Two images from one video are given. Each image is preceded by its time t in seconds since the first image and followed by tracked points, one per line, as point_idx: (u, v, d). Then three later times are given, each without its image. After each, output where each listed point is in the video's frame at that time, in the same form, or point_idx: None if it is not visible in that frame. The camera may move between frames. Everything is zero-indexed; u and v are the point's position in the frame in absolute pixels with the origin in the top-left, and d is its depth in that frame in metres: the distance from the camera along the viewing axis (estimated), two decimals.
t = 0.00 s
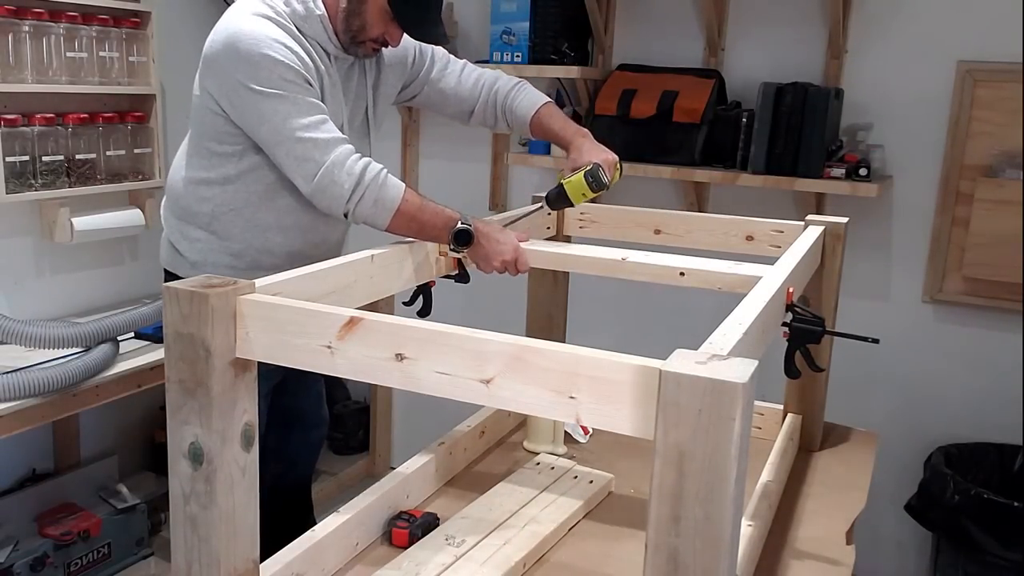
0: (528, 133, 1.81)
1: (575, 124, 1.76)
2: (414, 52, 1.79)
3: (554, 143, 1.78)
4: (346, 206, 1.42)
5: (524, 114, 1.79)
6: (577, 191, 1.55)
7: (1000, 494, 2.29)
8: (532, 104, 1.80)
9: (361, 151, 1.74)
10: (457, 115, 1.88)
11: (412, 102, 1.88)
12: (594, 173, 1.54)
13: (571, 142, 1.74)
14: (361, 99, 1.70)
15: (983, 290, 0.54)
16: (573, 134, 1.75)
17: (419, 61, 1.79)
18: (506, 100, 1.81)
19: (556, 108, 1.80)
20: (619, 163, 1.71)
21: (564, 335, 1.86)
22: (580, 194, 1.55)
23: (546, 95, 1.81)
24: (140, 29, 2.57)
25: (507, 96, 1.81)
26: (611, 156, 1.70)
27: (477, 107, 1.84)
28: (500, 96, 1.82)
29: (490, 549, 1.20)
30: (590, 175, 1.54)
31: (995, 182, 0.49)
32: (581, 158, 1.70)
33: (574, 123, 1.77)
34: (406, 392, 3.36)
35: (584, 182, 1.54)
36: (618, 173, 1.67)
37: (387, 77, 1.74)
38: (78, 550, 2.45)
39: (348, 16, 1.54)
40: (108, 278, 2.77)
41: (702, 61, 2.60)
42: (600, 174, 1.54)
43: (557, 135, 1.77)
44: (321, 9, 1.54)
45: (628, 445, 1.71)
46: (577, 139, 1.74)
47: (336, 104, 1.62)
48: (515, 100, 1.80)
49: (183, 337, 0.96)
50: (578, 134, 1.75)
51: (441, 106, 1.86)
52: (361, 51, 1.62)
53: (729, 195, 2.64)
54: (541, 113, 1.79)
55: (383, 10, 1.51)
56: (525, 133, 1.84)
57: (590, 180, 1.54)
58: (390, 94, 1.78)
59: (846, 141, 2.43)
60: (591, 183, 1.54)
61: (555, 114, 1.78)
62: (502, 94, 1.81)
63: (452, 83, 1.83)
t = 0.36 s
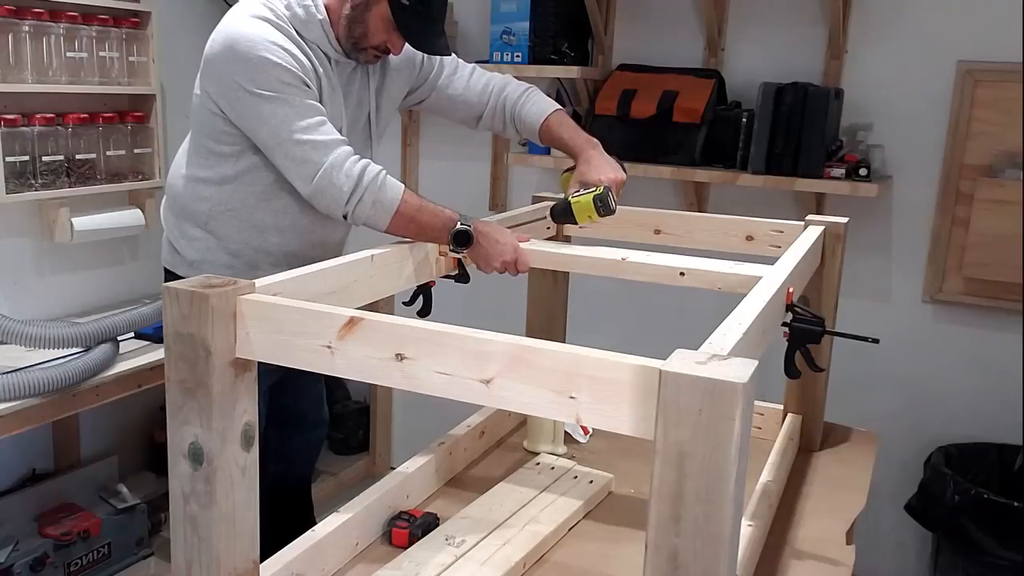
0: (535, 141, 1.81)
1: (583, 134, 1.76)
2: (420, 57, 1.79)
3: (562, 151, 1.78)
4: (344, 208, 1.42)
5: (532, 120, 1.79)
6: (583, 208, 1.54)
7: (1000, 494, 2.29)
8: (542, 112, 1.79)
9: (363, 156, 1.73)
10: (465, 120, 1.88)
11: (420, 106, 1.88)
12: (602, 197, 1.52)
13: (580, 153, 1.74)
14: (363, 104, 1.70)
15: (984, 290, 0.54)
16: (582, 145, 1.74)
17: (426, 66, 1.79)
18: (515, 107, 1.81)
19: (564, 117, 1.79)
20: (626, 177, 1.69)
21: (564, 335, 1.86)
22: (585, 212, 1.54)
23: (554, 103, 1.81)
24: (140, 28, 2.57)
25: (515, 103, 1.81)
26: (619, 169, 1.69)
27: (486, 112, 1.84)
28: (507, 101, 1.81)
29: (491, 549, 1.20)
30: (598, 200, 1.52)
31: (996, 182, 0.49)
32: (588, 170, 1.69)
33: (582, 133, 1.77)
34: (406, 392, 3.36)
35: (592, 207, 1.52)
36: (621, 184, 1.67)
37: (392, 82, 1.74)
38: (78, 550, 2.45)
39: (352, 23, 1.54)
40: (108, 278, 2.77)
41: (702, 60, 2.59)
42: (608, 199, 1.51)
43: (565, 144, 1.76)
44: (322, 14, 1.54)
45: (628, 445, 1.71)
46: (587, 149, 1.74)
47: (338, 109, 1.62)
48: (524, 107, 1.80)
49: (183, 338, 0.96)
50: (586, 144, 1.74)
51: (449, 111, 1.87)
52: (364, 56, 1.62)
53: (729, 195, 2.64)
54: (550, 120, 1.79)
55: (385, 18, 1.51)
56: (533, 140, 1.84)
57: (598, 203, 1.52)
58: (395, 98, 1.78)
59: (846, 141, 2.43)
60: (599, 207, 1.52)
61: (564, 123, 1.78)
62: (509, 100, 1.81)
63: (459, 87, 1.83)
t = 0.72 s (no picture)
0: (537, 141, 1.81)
1: (585, 135, 1.76)
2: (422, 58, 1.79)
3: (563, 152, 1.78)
4: (343, 209, 1.42)
5: (534, 121, 1.79)
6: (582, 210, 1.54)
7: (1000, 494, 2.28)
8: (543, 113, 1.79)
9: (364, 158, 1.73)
10: (468, 120, 1.88)
11: (422, 107, 1.89)
12: (601, 200, 1.52)
13: (580, 154, 1.73)
14: (365, 105, 1.70)
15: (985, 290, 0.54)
16: (583, 145, 1.74)
17: (429, 67, 1.80)
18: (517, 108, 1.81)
19: (566, 118, 1.79)
20: (626, 177, 1.68)
21: (564, 335, 1.86)
22: (584, 216, 1.54)
23: (556, 104, 1.81)
24: (140, 28, 2.57)
25: (517, 103, 1.81)
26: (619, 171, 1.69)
27: (489, 113, 1.84)
28: (510, 102, 1.81)
29: (491, 549, 1.20)
30: (597, 203, 1.52)
31: (996, 182, 0.49)
32: (587, 172, 1.68)
33: (583, 134, 1.76)
34: (406, 393, 3.36)
35: (591, 210, 1.52)
36: (621, 186, 1.66)
37: (394, 83, 1.74)
38: (78, 550, 2.45)
39: (355, 25, 1.54)
40: (108, 278, 2.77)
41: (702, 60, 2.59)
42: (606, 203, 1.51)
43: (566, 145, 1.76)
44: (324, 15, 1.54)
45: (628, 445, 1.71)
46: (587, 150, 1.73)
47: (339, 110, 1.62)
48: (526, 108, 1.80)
49: (183, 338, 0.96)
50: (587, 145, 1.74)
51: (452, 112, 1.87)
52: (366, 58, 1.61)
53: (729, 195, 2.64)
54: (551, 122, 1.79)
55: (388, 21, 1.51)
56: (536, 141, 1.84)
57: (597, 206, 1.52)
58: (398, 100, 1.78)
59: (846, 141, 2.43)
60: (598, 210, 1.52)
61: (565, 124, 1.78)
62: (512, 101, 1.81)
63: (461, 88, 1.83)
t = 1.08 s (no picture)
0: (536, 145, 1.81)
1: (583, 141, 1.76)
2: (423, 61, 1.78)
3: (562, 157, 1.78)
4: (342, 213, 1.42)
5: (533, 125, 1.79)
6: (576, 212, 1.54)
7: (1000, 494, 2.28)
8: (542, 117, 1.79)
9: (366, 161, 1.73)
10: (468, 123, 1.88)
11: (423, 109, 1.89)
12: (596, 202, 1.52)
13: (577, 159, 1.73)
14: (367, 108, 1.69)
15: (985, 290, 0.54)
16: (581, 151, 1.74)
17: (430, 71, 1.79)
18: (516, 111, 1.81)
19: (565, 123, 1.79)
20: (623, 183, 1.68)
21: (564, 335, 1.86)
22: (579, 218, 1.54)
23: (556, 109, 1.81)
24: (140, 28, 2.57)
25: (516, 107, 1.81)
26: (615, 176, 1.69)
27: (489, 116, 1.84)
28: (509, 106, 1.82)
29: (491, 549, 1.20)
30: (592, 204, 1.52)
31: (996, 182, 0.49)
32: (584, 176, 1.68)
33: (582, 140, 1.76)
34: (406, 393, 3.36)
35: (586, 211, 1.52)
36: (618, 192, 1.66)
37: (396, 86, 1.74)
38: (78, 550, 2.45)
39: (357, 29, 1.54)
40: (108, 278, 2.77)
41: (702, 60, 2.60)
42: (602, 204, 1.52)
43: (564, 150, 1.76)
44: (326, 18, 1.54)
45: (628, 445, 1.71)
46: (584, 155, 1.73)
47: (341, 113, 1.62)
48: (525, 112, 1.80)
49: (183, 337, 0.96)
50: (585, 150, 1.74)
51: (452, 115, 1.87)
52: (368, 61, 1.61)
53: (729, 196, 2.64)
54: (549, 125, 1.79)
55: (391, 26, 1.51)
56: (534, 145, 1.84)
57: (593, 208, 1.52)
58: (399, 102, 1.77)
59: (846, 141, 2.43)
60: (592, 212, 1.52)
61: (564, 128, 1.78)
62: (511, 105, 1.81)
63: (462, 91, 1.83)
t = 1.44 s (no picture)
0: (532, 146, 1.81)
1: (579, 142, 1.76)
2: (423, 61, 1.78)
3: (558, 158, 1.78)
4: (342, 214, 1.42)
5: (530, 126, 1.79)
6: (570, 212, 1.54)
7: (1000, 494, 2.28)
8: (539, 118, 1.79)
9: (367, 161, 1.73)
10: (468, 123, 1.88)
11: (423, 109, 1.89)
12: (589, 202, 1.52)
13: (572, 160, 1.73)
14: (367, 109, 1.69)
15: (986, 290, 0.54)
16: (576, 153, 1.74)
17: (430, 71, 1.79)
18: (514, 112, 1.81)
19: (561, 124, 1.79)
20: (617, 183, 1.69)
21: (564, 335, 1.86)
22: (573, 218, 1.54)
23: (554, 110, 1.81)
24: (140, 28, 2.57)
25: (514, 108, 1.81)
26: (610, 177, 1.69)
27: (488, 117, 1.84)
28: (507, 107, 1.82)
29: (490, 549, 1.20)
30: (586, 205, 1.52)
31: (996, 182, 0.49)
32: (576, 178, 1.68)
33: (578, 141, 1.76)
34: (406, 393, 3.36)
35: (580, 212, 1.52)
36: (611, 194, 1.67)
37: (396, 86, 1.74)
38: (78, 550, 2.45)
39: (357, 31, 1.54)
40: (108, 278, 2.77)
41: (702, 60, 2.60)
42: (595, 204, 1.52)
43: (560, 152, 1.76)
44: (327, 19, 1.54)
45: (627, 445, 1.71)
46: (579, 156, 1.74)
47: (342, 114, 1.62)
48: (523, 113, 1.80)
49: (183, 338, 0.96)
50: (580, 152, 1.74)
51: (452, 115, 1.87)
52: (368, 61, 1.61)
53: (729, 195, 2.64)
54: (546, 126, 1.78)
55: (392, 28, 1.51)
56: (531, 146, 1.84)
57: (587, 208, 1.52)
58: (399, 103, 1.78)
59: (846, 141, 2.43)
60: (587, 212, 1.52)
61: (560, 130, 1.78)
62: (510, 105, 1.82)
63: (461, 91, 1.83)
